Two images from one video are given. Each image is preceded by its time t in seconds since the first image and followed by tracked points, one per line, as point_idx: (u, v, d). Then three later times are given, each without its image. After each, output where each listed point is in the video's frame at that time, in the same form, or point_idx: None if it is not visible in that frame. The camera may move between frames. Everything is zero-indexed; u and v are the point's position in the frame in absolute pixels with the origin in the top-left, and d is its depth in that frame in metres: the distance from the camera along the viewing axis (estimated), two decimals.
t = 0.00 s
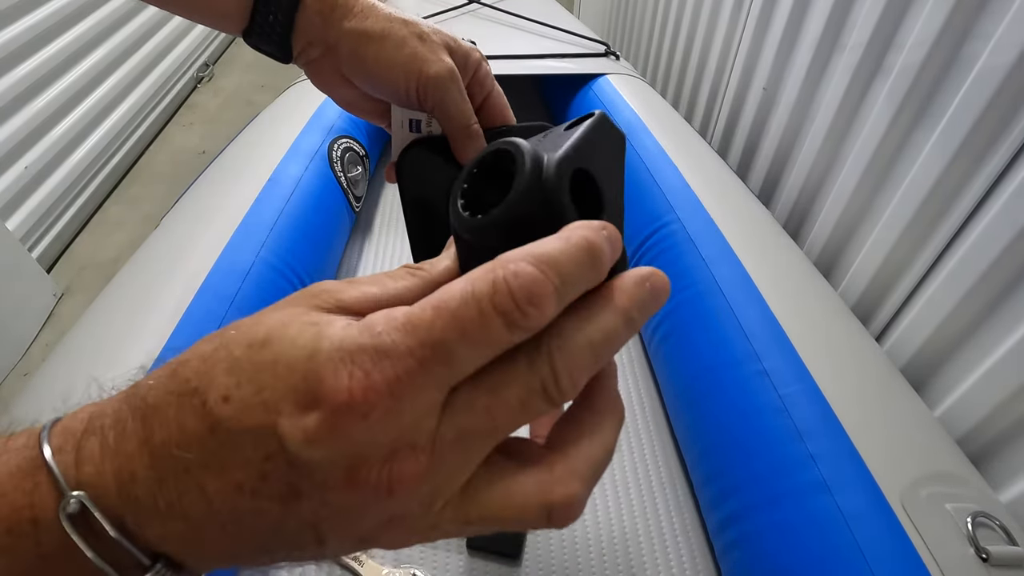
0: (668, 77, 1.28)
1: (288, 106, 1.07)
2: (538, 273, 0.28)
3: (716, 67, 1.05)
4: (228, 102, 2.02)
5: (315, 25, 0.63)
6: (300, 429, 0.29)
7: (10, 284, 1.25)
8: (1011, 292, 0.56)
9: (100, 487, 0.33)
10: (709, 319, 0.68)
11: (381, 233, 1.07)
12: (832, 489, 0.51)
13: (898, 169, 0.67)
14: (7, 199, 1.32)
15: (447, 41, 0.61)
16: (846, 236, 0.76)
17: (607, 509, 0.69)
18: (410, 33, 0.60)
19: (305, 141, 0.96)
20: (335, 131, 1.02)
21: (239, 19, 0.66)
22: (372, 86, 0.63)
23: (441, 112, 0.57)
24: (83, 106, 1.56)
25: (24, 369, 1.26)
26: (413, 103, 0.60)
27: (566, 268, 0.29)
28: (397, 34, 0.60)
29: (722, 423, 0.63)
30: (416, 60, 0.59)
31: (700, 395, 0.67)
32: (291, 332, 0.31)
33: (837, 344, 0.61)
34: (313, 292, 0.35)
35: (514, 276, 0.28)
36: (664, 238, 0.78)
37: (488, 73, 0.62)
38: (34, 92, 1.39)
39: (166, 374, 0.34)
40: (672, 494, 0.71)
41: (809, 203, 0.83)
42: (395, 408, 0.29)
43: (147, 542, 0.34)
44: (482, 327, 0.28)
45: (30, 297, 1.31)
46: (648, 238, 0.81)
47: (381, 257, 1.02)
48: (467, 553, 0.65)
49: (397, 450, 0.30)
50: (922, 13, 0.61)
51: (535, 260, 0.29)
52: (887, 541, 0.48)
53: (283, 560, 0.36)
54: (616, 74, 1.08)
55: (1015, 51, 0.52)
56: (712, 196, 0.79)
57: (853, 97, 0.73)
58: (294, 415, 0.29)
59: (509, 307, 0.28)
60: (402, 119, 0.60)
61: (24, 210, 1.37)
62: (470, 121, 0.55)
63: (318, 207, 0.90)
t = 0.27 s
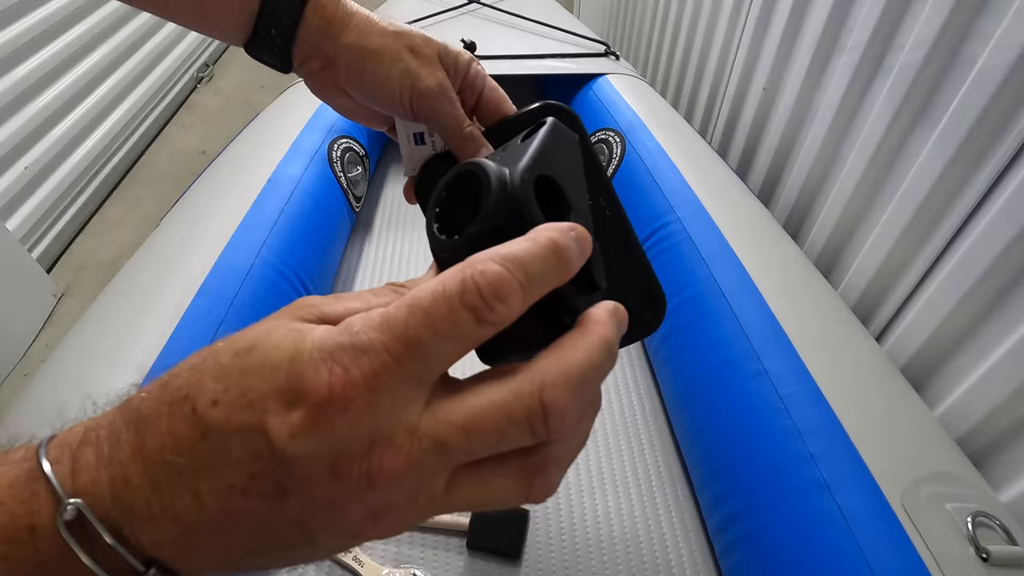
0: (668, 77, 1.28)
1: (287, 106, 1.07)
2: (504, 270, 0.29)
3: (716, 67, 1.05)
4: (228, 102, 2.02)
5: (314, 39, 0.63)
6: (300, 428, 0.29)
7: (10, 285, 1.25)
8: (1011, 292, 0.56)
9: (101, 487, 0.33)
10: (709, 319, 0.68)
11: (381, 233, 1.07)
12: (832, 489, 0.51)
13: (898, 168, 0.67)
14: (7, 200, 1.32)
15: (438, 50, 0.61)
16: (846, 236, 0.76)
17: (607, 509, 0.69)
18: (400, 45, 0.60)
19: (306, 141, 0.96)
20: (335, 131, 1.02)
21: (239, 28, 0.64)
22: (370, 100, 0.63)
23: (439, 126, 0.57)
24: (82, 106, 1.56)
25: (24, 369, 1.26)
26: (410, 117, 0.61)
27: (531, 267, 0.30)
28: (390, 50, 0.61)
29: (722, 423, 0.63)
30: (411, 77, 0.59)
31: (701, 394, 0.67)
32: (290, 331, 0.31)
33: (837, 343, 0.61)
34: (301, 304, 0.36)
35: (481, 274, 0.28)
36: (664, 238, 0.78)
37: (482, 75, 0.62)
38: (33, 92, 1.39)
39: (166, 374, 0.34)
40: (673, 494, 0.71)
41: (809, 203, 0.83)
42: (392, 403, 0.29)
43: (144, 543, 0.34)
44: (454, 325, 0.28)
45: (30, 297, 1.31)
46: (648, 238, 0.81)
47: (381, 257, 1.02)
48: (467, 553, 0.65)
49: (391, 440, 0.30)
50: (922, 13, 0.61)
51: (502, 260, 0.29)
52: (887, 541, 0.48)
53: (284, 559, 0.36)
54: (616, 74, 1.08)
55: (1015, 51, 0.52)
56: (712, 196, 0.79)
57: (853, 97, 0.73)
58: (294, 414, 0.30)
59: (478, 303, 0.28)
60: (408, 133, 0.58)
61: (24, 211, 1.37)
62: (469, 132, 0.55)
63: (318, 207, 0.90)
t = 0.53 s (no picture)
0: (668, 77, 1.28)
1: (287, 106, 1.07)
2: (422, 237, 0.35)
3: (716, 66, 1.05)
4: (228, 102, 2.02)
5: (308, 52, 0.62)
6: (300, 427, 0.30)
7: (10, 285, 1.25)
8: (1011, 292, 0.56)
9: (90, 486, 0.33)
10: (709, 319, 0.68)
11: (381, 233, 1.07)
12: (832, 489, 0.51)
13: (898, 168, 0.67)
14: (7, 200, 1.32)
15: (429, 55, 0.62)
16: (846, 236, 0.76)
17: (607, 509, 0.69)
18: (391, 55, 0.61)
19: (305, 141, 0.96)
20: (335, 131, 1.02)
21: (238, 39, 0.64)
22: (367, 109, 0.64)
23: (434, 128, 0.57)
24: (82, 106, 1.56)
25: (24, 369, 1.26)
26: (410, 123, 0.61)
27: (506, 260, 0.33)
28: (382, 60, 0.61)
29: (722, 423, 0.63)
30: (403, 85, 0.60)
31: (701, 394, 0.67)
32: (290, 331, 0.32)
33: (837, 342, 0.61)
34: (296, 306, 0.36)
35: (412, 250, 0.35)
36: (664, 238, 0.78)
37: (473, 77, 0.62)
38: (33, 92, 1.39)
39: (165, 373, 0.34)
40: (673, 493, 0.71)
41: (809, 202, 0.83)
42: (390, 392, 0.31)
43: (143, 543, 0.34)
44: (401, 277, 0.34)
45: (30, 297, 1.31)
46: (648, 238, 0.81)
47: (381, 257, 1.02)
48: (467, 553, 0.65)
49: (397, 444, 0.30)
50: (922, 13, 0.61)
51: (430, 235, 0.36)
52: (887, 541, 0.48)
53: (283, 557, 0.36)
54: (616, 74, 1.08)
55: (1015, 51, 0.52)
56: (712, 196, 0.79)
57: (853, 97, 0.73)
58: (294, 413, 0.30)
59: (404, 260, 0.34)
60: (408, 138, 0.58)
61: (24, 211, 1.37)
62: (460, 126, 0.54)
63: (318, 207, 0.90)
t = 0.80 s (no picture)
0: (668, 77, 1.28)
1: (286, 106, 1.07)
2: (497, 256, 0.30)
3: (716, 66, 1.05)
4: (228, 102, 2.02)
5: (310, 49, 0.62)
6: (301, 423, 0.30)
7: (10, 285, 1.25)
8: (1011, 291, 0.56)
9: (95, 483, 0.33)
10: (709, 319, 0.68)
11: (381, 233, 1.07)
12: (833, 489, 0.51)
13: (898, 168, 0.67)
14: (7, 200, 1.32)
15: (436, 54, 0.62)
16: (846, 236, 0.76)
17: (607, 509, 0.69)
18: (398, 51, 0.62)
19: (305, 141, 0.96)
20: (335, 131, 1.02)
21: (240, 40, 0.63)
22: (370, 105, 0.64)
23: (444, 121, 0.58)
24: (83, 106, 1.56)
25: (24, 369, 1.27)
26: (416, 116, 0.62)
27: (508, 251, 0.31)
28: (388, 56, 0.62)
29: (722, 423, 0.63)
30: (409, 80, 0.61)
31: (701, 394, 0.67)
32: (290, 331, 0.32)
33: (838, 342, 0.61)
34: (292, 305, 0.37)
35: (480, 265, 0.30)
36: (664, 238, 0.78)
37: (478, 82, 0.63)
38: (33, 92, 1.39)
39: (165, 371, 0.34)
40: (673, 493, 0.71)
41: (809, 202, 0.83)
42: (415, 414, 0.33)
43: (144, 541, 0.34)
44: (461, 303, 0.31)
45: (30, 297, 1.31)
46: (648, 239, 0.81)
47: (381, 257, 1.02)
48: (467, 553, 0.65)
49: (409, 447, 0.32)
50: (922, 13, 0.61)
51: (506, 247, 0.30)
52: (887, 540, 0.48)
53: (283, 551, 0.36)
54: (616, 74, 1.08)
55: (1015, 50, 0.52)
56: (712, 196, 0.79)
57: (853, 96, 0.72)
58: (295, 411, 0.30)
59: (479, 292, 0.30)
60: (404, 136, 0.61)
61: (24, 211, 1.37)
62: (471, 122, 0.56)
63: (318, 207, 0.90)
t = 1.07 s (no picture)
0: (668, 77, 1.28)
1: (287, 106, 1.07)
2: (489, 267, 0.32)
3: (716, 66, 1.05)
4: (227, 102, 2.02)
5: (320, 36, 0.62)
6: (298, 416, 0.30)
7: (10, 285, 1.25)
8: (1011, 291, 0.56)
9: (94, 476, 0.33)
10: (709, 319, 0.68)
11: (381, 233, 1.07)
12: (833, 489, 0.51)
13: (898, 168, 0.67)
14: (7, 201, 1.32)
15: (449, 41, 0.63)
16: (846, 236, 0.76)
17: (607, 509, 0.69)
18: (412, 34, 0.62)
19: (305, 141, 0.96)
20: (335, 131, 1.02)
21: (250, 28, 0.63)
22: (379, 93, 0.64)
23: (456, 109, 0.58)
24: (83, 107, 1.56)
25: (24, 369, 1.27)
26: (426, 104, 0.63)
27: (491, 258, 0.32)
28: (400, 39, 0.62)
29: (722, 423, 0.63)
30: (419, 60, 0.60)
31: (701, 394, 0.67)
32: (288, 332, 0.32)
33: (838, 342, 0.61)
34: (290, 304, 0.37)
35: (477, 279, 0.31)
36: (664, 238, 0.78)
37: (491, 76, 0.64)
38: (33, 92, 1.39)
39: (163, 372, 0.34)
40: (673, 493, 0.71)
41: (808, 202, 0.83)
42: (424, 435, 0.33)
43: (142, 545, 0.34)
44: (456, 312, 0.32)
45: (30, 297, 1.31)
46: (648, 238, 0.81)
47: (380, 257, 1.02)
48: (467, 553, 0.65)
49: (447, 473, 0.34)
50: (922, 13, 0.61)
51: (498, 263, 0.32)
52: (887, 541, 0.48)
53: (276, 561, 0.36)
54: (616, 74, 1.08)
55: (1015, 50, 0.52)
56: (712, 196, 0.79)
57: (853, 96, 0.72)
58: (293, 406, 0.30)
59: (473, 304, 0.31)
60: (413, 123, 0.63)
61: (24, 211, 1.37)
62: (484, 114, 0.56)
63: (318, 207, 0.90)
